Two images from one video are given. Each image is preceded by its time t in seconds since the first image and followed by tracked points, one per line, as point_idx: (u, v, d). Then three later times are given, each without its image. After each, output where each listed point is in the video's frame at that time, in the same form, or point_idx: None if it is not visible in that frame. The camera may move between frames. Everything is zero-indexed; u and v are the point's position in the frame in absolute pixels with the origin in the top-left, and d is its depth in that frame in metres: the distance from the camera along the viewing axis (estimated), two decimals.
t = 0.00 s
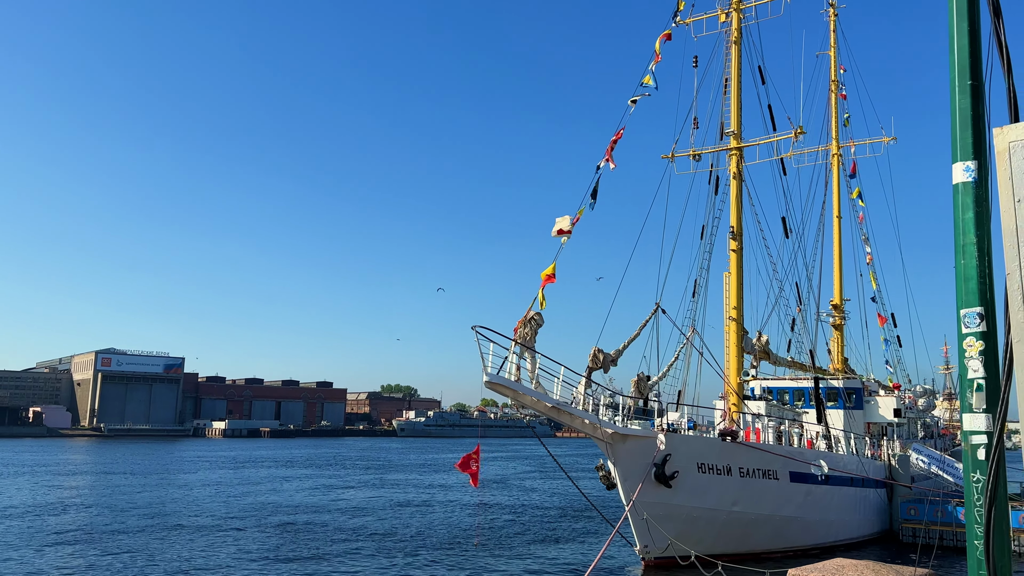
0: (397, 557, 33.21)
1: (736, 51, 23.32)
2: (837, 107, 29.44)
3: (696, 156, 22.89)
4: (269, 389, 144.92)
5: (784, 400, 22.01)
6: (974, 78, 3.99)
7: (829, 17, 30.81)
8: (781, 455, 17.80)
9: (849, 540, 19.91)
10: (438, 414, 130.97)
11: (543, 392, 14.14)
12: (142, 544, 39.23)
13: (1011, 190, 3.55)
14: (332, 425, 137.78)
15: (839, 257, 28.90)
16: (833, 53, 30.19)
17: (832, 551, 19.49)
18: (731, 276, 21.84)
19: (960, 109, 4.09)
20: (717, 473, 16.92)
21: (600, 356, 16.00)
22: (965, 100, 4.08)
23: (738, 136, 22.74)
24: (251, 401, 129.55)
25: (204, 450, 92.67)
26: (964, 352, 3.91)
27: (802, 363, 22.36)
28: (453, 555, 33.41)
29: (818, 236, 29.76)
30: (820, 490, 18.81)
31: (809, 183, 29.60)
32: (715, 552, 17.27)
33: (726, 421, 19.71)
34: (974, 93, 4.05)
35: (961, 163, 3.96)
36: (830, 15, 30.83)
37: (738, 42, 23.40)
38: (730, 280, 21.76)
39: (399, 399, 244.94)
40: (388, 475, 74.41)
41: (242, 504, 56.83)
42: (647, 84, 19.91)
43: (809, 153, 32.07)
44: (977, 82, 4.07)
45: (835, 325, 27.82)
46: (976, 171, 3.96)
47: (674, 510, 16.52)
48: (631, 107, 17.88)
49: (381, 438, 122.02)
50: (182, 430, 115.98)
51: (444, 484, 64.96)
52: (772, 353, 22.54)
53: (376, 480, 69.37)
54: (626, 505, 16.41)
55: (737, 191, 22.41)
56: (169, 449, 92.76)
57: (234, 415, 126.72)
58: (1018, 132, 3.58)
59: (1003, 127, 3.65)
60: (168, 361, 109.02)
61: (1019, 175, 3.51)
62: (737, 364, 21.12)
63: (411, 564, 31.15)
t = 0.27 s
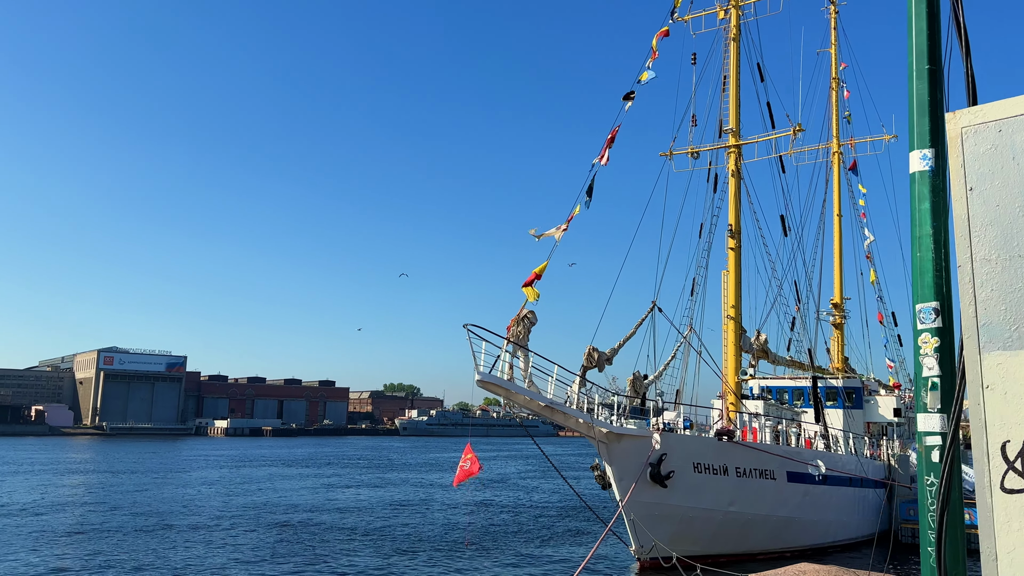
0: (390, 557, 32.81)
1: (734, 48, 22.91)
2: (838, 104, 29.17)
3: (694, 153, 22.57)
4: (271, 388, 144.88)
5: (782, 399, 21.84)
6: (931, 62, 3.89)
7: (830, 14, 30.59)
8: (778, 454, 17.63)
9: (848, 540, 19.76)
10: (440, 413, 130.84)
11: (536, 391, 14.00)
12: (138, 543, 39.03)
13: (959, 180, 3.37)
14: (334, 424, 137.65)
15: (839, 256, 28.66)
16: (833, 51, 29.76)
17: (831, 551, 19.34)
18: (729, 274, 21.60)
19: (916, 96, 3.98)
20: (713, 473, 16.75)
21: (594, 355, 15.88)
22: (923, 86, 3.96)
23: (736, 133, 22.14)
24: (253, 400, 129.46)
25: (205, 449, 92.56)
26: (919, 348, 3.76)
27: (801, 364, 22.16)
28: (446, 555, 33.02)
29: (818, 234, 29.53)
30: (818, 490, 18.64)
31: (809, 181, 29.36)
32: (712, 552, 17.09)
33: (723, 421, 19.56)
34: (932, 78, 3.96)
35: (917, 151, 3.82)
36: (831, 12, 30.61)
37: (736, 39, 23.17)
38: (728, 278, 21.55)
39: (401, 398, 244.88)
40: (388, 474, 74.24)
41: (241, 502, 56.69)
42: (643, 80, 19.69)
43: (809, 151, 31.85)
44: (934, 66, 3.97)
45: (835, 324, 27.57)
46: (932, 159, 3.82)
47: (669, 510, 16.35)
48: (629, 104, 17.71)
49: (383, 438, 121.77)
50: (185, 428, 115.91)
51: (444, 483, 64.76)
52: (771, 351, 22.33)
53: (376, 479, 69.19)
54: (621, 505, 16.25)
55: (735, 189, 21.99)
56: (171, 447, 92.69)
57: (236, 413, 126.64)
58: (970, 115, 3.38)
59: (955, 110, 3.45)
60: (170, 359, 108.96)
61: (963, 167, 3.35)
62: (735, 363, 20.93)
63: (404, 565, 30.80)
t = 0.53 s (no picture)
0: (384, 557, 32.60)
1: (731, 44, 22.82)
2: (836, 101, 29.04)
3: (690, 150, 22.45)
4: (273, 387, 144.94)
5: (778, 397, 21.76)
6: (871, 35, 3.87)
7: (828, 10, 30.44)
8: (773, 451, 17.55)
9: (844, 538, 19.71)
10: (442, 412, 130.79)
11: (527, 388, 13.94)
12: (135, 542, 38.98)
13: (890, 154, 3.30)
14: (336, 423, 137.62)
15: (837, 253, 28.55)
16: (832, 47, 29.68)
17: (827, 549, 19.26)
18: (725, 271, 21.49)
19: (857, 72, 3.95)
20: (708, 470, 16.64)
21: (587, 352, 15.78)
22: (862, 60, 3.94)
23: (732, 130, 22.00)
24: (255, 399, 129.47)
25: (206, 448, 92.57)
26: (856, 332, 3.72)
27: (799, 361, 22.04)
28: (440, 554, 32.80)
29: (816, 232, 29.38)
30: (814, 488, 18.54)
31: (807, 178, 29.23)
32: (707, 550, 16.99)
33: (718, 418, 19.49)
34: (873, 51, 3.95)
35: (857, 129, 3.76)
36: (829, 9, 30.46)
37: (733, 35, 23.02)
38: (724, 275, 21.45)
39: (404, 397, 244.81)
40: (389, 472, 74.21)
41: (240, 501, 56.67)
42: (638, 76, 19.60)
43: (808, 148, 31.70)
44: (875, 39, 3.94)
45: (833, 322, 27.45)
46: (872, 136, 3.77)
47: (663, 508, 16.25)
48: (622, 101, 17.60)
49: (384, 437, 121.68)
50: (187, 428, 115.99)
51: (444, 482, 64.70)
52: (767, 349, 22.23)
53: (376, 478, 69.16)
54: (615, 503, 16.17)
55: (731, 186, 21.90)
56: (172, 447, 92.70)
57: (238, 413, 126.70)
58: (903, 87, 3.30)
59: (889, 82, 3.37)
60: (172, 359, 109.03)
61: (894, 142, 3.28)
62: (731, 360, 20.84)
63: (396, 564, 30.61)
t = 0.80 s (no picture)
0: (376, 554, 32.34)
1: (724, 40, 22.67)
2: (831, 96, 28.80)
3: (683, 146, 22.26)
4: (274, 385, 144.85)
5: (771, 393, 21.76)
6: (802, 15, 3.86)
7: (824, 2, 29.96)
8: (763, 448, 17.53)
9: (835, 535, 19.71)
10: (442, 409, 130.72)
11: (516, 384, 13.86)
12: (128, 539, 38.80)
13: (809, 134, 3.00)
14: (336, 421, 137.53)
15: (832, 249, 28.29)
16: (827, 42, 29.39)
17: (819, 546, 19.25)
18: (718, 268, 21.38)
19: (788, 47, 3.97)
20: (698, 467, 16.59)
21: (576, 348, 15.67)
22: (795, 41, 3.96)
23: (725, 125, 21.88)
24: (255, 397, 129.36)
25: (205, 445, 92.50)
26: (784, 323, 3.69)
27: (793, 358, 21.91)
28: (434, 551, 32.66)
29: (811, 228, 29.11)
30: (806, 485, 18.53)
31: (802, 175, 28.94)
32: (697, 548, 16.91)
33: (709, 415, 19.38)
34: (804, 31, 3.97)
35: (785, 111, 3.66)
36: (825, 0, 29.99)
37: (726, 30, 22.81)
38: (717, 272, 21.28)
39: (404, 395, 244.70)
40: (387, 469, 74.12)
41: (236, 498, 56.51)
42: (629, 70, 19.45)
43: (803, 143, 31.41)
44: (807, 19, 3.95)
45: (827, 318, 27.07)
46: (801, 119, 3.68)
47: (653, 505, 16.20)
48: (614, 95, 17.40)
49: (384, 434, 121.49)
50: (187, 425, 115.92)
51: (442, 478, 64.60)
52: (760, 345, 22.13)
53: (374, 475, 69.07)
54: (604, 500, 16.13)
55: (724, 182, 21.76)
56: (172, 444, 92.65)
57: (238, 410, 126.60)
58: (822, 65, 3.00)
59: (810, 60, 3.07)
60: (172, 356, 108.86)
61: (813, 122, 2.97)
62: (723, 356, 20.74)
63: (382, 562, 30.29)
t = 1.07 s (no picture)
0: (363, 551, 32.07)
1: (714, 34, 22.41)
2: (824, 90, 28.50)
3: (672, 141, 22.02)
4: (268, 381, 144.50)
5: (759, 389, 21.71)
6: None
7: None
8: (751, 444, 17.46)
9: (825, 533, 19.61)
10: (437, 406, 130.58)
11: (499, 380, 13.77)
12: (113, 536, 38.45)
13: (720, 100, 2.54)
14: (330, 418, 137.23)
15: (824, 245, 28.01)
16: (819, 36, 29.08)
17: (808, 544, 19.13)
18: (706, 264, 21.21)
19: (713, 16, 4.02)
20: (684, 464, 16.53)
21: (562, 344, 15.62)
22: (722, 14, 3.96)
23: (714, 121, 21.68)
24: (249, 393, 128.95)
25: (198, 442, 92.19)
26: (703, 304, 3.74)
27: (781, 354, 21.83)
28: (422, 548, 32.39)
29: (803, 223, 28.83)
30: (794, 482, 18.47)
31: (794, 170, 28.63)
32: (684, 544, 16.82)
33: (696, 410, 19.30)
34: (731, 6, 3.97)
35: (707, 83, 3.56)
36: None
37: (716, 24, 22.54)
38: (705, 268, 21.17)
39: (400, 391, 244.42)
40: (380, 466, 73.89)
41: (226, 495, 56.16)
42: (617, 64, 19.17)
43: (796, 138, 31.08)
44: None
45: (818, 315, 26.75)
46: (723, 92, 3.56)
47: (639, 501, 16.11)
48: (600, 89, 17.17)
49: (378, 430, 121.31)
50: (180, 422, 115.55)
51: (434, 475, 64.43)
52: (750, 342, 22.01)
53: (366, 472, 68.84)
54: (590, 495, 16.07)
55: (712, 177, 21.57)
56: (165, 440, 92.30)
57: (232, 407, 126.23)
58: (738, 33, 2.51)
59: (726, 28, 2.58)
60: (165, 353, 108.41)
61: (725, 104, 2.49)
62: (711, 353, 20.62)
63: (360, 560, 29.84)
